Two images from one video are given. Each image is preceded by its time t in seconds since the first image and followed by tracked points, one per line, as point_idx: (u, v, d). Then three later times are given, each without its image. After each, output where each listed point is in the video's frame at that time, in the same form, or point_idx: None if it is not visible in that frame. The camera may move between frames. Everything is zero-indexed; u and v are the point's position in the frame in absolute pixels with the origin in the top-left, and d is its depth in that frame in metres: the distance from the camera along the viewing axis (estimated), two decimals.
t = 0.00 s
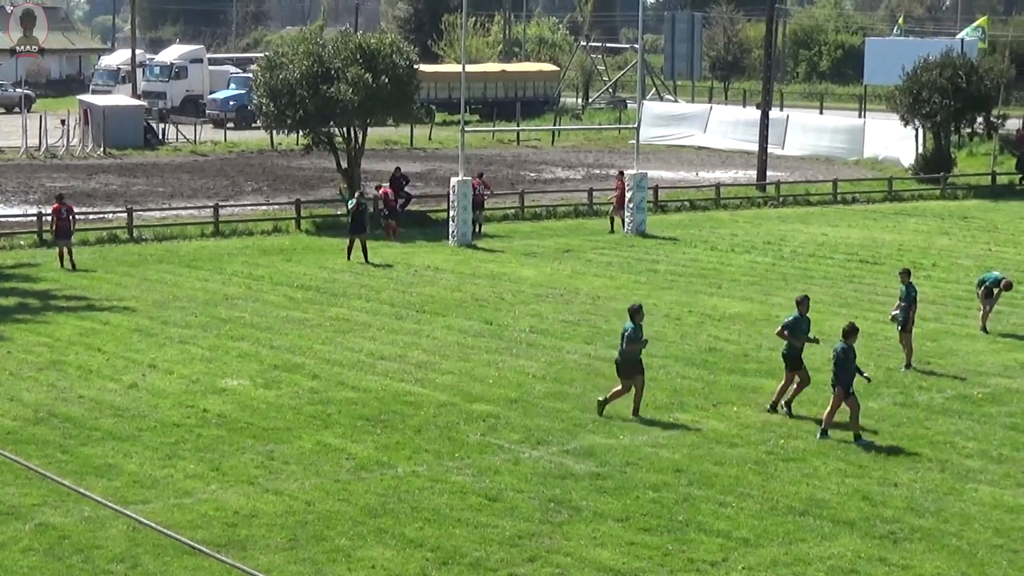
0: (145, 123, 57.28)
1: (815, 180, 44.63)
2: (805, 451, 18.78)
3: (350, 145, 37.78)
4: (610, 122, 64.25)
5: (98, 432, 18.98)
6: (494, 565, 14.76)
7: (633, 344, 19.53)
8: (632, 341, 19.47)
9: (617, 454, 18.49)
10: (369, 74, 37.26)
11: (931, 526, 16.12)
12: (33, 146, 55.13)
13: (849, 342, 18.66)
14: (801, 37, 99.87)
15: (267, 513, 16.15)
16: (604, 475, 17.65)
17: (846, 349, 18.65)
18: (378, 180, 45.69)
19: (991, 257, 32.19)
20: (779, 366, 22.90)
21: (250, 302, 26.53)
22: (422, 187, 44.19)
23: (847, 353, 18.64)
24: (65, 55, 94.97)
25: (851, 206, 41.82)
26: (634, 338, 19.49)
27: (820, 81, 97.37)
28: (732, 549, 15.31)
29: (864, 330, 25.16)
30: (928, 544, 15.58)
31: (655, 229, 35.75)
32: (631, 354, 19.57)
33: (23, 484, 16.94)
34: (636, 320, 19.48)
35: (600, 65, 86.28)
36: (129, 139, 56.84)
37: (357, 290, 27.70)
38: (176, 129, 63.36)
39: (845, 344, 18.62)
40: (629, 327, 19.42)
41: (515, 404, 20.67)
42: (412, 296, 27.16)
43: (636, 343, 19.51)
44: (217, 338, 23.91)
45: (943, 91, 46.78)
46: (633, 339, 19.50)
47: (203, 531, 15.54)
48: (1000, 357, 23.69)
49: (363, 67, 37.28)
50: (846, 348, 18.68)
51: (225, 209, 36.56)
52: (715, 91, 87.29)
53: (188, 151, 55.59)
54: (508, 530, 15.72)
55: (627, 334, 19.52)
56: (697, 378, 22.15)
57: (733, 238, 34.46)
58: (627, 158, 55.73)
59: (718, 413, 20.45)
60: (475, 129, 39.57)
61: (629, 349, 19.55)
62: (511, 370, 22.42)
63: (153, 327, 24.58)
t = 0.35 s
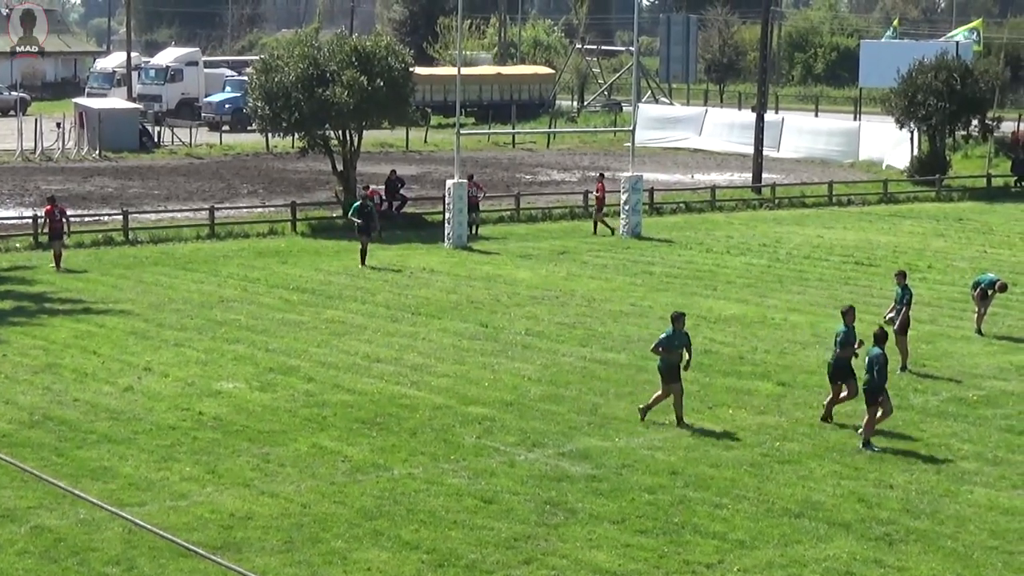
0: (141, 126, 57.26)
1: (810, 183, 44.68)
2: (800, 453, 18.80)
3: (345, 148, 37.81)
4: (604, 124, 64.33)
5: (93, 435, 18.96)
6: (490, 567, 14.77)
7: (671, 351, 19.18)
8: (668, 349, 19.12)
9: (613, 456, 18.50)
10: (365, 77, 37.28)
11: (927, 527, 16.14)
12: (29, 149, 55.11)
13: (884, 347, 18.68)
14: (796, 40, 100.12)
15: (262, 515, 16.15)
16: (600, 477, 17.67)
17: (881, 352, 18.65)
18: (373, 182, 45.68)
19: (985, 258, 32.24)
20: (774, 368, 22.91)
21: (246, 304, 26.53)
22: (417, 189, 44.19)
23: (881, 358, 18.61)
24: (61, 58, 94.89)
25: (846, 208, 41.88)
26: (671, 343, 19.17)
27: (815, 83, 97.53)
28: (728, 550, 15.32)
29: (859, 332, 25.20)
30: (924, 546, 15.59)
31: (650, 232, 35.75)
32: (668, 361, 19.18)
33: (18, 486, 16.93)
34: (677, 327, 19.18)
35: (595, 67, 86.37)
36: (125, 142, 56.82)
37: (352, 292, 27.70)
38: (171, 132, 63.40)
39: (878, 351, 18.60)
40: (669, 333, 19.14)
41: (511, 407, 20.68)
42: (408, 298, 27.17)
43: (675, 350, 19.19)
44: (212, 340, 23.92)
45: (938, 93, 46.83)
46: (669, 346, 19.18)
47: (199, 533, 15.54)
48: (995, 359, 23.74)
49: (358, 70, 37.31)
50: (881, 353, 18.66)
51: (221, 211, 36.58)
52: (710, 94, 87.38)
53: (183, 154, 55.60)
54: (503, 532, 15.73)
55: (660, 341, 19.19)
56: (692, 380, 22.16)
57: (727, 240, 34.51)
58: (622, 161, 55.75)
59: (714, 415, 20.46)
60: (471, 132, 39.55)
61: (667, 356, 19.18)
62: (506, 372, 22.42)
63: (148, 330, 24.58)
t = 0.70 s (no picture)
0: (136, 128, 57.23)
1: (805, 184, 44.71)
2: (796, 455, 18.80)
3: (340, 150, 37.83)
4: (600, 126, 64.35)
5: (89, 437, 18.95)
6: (485, 570, 14.76)
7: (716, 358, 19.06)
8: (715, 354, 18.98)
9: (609, 458, 18.50)
10: (360, 79, 37.28)
11: (922, 529, 16.14)
12: (24, 151, 55.08)
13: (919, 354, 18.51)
14: (792, 41, 100.27)
15: (258, 518, 16.13)
16: (595, 479, 17.66)
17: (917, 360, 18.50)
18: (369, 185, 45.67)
19: (981, 260, 32.26)
20: (770, 369, 22.91)
21: (241, 306, 26.51)
22: (413, 191, 44.18)
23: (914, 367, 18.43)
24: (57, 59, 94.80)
25: (842, 209, 41.90)
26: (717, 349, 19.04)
27: (810, 85, 97.62)
28: (724, 553, 15.32)
29: (855, 334, 25.22)
30: (919, 548, 15.60)
31: (645, 234, 35.75)
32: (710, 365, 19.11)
33: (13, 489, 16.91)
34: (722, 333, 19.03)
35: (591, 68, 86.41)
36: (120, 144, 56.79)
37: (348, 294, 27.69)
38: (167, 134, 63.39)
39: (914, 357, 18.47)
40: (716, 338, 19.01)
41: (507, 409, 20.67)
42: (403, 300, 27.17)
43: (721, 353, 19.07)
44: (208, 343, 23.91)
45: (933, 95, 46.86)
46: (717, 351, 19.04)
47: (194, 536, 15.53)
48: (989, 360, 23.77)
49: (354, 72, 37.32)
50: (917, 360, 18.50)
51: (216, 214, 36.57)
52: (706, 96, 87.45)
53: (178, 156, 55.57)
54: (499, 534, 15.72)
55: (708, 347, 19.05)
56: (687, 382, 22.17)
57: (723, 242, 34.52)
58: (617, 162, 55.76)
59: (709, 417, 20.46)
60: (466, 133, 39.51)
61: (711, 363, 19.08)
62: (501, 374, 22.41)
63: (143, 332, 24.56)
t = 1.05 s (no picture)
0: (132, 129, 57.21)
1: (801, 186, 44.75)
2: (792, 457, 18.81)
3: (336, 151, 37.84)
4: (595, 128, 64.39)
5: (85, 439, 18.94)
6: (481, 571, 14.75)
7: (756, 363, 18.93)
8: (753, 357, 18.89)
9: (605, 459, 18.50)
10: (356, 80, 37.24)
11: (918, 531, 16.15)
12: (20, 153, 55.06)
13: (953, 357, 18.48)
14: (788, 42, 100.35)
15: (254, 519, 16.12)
16: (591, 480, 17.67)
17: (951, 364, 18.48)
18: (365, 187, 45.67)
19: (977, 262, 32.29)
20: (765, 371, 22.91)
21: (237, 308, 26.50)
22: (409, 193, 44.19)
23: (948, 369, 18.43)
24: (52, 61, 94.67)
25: (838, 211, 41.96)
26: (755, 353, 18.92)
27: (806, 87, 97.69)
28: (719, 554, 15.32)
29: (851, 335, 25.25)
30: (915, 549, 15.61)
31: (641, 235, 35.76)
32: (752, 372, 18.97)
33: (9, 490, 16.89)
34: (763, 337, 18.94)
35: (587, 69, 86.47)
36: (116, 146, 56.77)
37: (344, 296, 27.67)
38: (163, 135, 63.40)
39: (947, 361, 18.46)
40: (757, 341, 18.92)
41: (503, 410, 20.68)
42: (399, 302, 27.15)
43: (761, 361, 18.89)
44: (204, 344, 23.89)
45: (929, 96, 46.92)
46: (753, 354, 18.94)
47: (190, 538, 15.52)
48: (985, 362, 23.79)
49: (350, 73, 37.27)
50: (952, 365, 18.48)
51: (212, 215, 36.56)
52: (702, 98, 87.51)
53: (174, 157, 55.55)
54: (494, 536, 15.72)
55: (747, 351, 18.94)
56: (684, 383, 22.17)
57: (719, 243, 34.53)
58: (614, 164, 55.78)
59: (706, 418, 20.46)
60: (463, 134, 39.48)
61: (751, 369, 18.95)
62: (498, 375, 22.40)
63: (139, 333, 24.54)
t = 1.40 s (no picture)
0: (129, 132, 57.19)
1: (797, 189, 44.82)
2: (789, 460, 18.81)
3: (333, 154, 37.84)
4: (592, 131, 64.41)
5: (82, 442, 18.93)
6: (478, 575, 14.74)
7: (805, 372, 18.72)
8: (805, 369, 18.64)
9: (602, 463, 18.50)
10: (353, 84, 37.23)
11: (915, 534, 16.16)
12: (17, 156, 55.04)
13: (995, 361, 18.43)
14: (784, 46, 100.34)
15: (251, 522, 16.12)
16: (588, 483, 17.67)
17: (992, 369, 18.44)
18: (362, 190, 45.66)
19: (973, 265, 32.31)
20: (763, 374, 22.92)
21: (234, 311, 26.50)
22: (406, 196, 44.17)
23: (989, 374, 18.39)
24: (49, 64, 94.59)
25: (835, 213, 42.00)
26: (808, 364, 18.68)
27: (803, 90, 97.76)
28: (716, 557, 15.32)
29: (847, 338, 25.25)
30: (912, 552, 15.62)
31: (638, 238, 35.74)
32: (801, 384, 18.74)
33: (6, 494, 16.88)
34: (812, 347, 18.72)
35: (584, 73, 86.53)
36: (113, 149, 56.75)
37: (340, 299, 27.67)
38: (159, 139, 63.38)
39: (986, 366, 18.42)
40: (806, 353, 18.69)
41: (500, 413, 20.68)
42: (396, 305, 27.15)
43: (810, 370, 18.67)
44: (200, 347, 23.89)
45: (926, 100, 46.97)
46: (806, 366, 18.68)
47: (187, 541, 15.51)
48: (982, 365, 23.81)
49: (347, 77, 37.26)
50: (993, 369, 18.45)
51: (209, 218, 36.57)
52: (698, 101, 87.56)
53: (171, 160, 55.56)
54: (491, 539, 15.71)
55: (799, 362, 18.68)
56: (681, 387, 22.16)
57: (715, 246, 34.52)
58: (611, 167, 55.80)
59: (703, 422, 20.46)
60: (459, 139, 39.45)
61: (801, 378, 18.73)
62: (494, 379, 22.37)
63: (136, 337, 24.53)
